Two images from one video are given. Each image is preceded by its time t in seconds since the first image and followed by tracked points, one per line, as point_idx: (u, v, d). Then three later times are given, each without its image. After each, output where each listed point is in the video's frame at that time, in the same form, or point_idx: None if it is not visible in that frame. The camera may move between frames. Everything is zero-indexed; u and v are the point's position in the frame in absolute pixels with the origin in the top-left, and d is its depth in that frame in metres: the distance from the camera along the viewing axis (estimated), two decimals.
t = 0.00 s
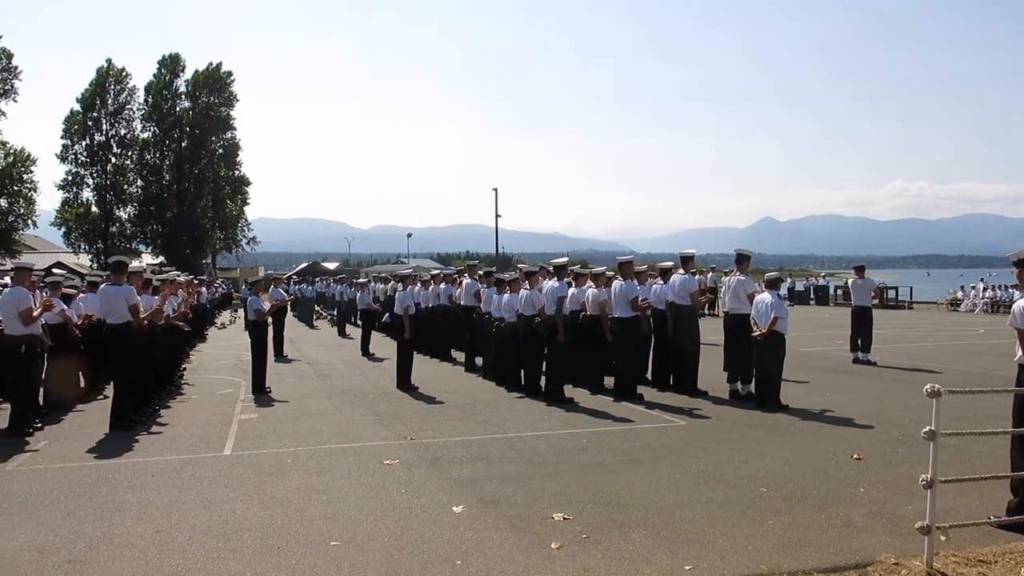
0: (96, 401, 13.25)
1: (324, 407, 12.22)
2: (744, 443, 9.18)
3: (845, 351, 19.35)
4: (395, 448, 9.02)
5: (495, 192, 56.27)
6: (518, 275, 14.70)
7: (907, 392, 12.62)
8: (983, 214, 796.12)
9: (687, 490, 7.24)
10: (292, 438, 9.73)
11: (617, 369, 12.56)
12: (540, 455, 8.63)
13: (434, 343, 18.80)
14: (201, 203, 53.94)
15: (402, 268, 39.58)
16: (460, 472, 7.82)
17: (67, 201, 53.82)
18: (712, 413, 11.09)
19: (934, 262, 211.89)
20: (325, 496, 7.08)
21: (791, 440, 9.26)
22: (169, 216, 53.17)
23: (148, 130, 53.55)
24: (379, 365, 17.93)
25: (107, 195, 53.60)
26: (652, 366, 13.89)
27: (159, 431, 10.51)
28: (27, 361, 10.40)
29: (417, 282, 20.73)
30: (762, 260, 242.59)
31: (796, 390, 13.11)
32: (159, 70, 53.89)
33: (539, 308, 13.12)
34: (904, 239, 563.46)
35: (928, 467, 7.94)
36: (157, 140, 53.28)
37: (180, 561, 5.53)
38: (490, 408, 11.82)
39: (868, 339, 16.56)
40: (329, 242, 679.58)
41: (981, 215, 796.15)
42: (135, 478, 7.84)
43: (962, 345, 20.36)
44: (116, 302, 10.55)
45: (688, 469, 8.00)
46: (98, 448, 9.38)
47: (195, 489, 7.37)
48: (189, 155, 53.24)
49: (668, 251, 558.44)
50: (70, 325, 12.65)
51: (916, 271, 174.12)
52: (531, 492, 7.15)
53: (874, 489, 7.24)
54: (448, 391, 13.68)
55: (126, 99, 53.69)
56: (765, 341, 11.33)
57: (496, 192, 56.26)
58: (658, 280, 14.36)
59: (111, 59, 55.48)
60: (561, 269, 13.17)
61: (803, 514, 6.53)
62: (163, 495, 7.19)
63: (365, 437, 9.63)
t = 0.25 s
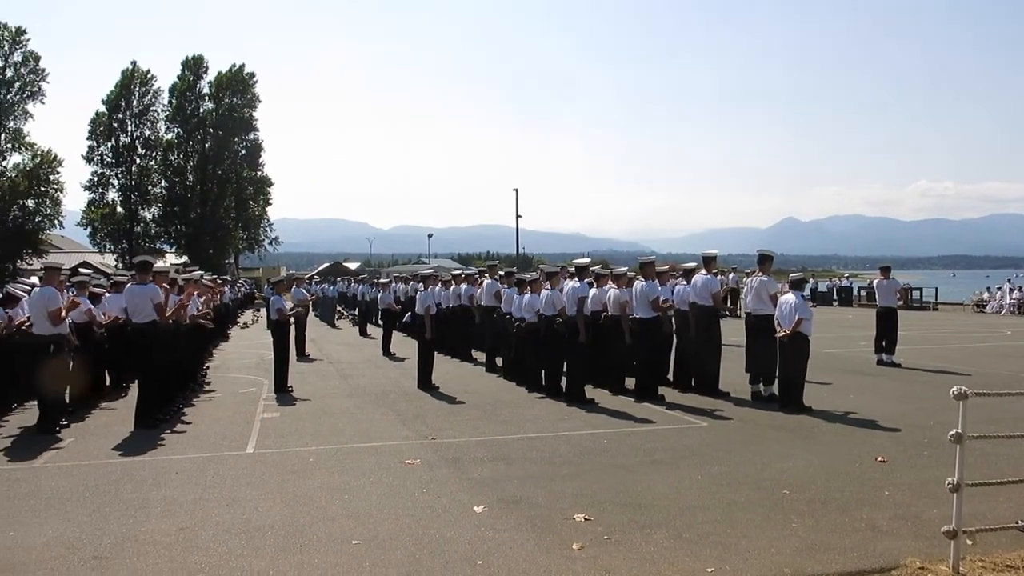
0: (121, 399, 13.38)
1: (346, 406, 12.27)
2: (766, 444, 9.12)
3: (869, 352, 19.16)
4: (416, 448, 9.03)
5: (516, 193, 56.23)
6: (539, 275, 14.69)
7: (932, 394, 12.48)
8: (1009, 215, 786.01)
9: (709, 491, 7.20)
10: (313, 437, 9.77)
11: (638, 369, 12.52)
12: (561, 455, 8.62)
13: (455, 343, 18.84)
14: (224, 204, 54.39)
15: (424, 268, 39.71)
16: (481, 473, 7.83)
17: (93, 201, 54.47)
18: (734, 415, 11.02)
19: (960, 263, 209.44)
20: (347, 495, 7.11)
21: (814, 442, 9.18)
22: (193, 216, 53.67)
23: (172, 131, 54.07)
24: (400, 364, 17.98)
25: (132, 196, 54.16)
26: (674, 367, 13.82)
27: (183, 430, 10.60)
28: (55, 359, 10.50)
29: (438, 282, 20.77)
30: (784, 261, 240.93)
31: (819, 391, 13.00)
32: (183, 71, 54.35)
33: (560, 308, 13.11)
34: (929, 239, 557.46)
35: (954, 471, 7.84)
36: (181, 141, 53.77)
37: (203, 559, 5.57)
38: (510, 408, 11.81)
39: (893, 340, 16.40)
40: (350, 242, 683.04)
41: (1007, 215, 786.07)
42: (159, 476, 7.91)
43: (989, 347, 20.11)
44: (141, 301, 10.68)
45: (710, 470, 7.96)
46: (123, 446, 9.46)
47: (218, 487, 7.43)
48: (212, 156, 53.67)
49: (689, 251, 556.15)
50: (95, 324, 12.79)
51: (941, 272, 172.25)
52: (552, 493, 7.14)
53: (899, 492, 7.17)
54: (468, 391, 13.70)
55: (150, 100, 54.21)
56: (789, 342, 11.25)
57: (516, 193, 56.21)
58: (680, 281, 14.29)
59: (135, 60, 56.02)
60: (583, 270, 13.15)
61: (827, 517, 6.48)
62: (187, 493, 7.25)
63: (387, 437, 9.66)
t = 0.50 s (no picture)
0: (144, 396, 13.51)
1: (366, 405, 12.33)
2: (788, 447, 9.06)
3: (893, 355, 18.96)
4: (436, 447, 9.05)
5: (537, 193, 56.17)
6: (560, 276, 14.68)
7: (958, 399, 12.33)
8: None
9: (731, 494, 7.15)
10: (334, 436, 9.82)
11: (659, 371, 12.48)
12: (581, 456, 8.61)
13: (475, 343, 18.86)
14: (247, 203, 54.82)
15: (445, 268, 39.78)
16: (502, 473, 7.83)
17: (118, 201, 55.07)
18: (756, 417, 10.95)
19: (986, 266, 206.84)
20: (368, 494, 7.14)
21: (837, 445, 9.10)
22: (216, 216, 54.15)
23: (196, 132, 54.55)
24: (420, 364, 18.03)
25: (157, 195, 54.70)
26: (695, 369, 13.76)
27: (206, 427, 10.70)
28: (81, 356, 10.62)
29: (459, 282, 20.80)
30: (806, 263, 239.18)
31: (842, 394, 12.89)
32: (207, 72, 54.79)
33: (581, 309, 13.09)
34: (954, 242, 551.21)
35: (981, 476, 7.74)
36: (204, 141, 54.24)
37: (225, 555, 5.62)
38: (530, 409, 11.81)
39: (918, 343, 16.21)
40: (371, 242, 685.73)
41: None
42: (182, 473, 7.99)
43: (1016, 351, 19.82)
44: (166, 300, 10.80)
45: (731, 473, 7.90)
46: (148, 443, 9.55)
47: (240, 485, 7.49)
48: (235, 156, 54.12)
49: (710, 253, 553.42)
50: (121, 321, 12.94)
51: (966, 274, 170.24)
52: (572, 494, 7.13)
53: (923, 497, 7.09)
54: (488, 391, 13.71)
55: (174, 101, 54.71)
56: (814, 346, 11.16)
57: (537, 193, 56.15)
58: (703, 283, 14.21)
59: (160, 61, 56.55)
60: (604, 271, 13.11)
61: (850, 522, 6.42)
62: (210, 490, 7.32)
63: (407, 436, 9.69)
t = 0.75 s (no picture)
0: (169, 394, 13.63)
1: (387, 405, 12.36)
2: (811, 450, 8.99)
3: (917, 357, 18.75)
4: (457, 447, 9.06)
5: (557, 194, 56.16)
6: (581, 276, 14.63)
7: (984, 401, 12.18)
8: None
9: (754, 497, 7.10)
10: (356, 436, 9.86)
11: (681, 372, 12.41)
12: (603, 457, 8.60)
13: (496, 343, 18.88)
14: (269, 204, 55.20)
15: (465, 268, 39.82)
16: (523, 473, 7.82)
17: (142, 201, 55.60)
18: (779, 419, 10.87)
19: (1012, 267, 204.25)
20: (389, 493, 7.16)
21: (861, 448, 9.01)
22: (238, 216, 54.54)
23: (219, 132, 55.00)
24: (441, 364, 18.05)
25: (180, 196, 55.19)
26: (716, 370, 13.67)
27: (229, 426, 10.77)
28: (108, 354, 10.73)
29: (479, 282, 20.82)
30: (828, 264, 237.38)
31: (865, 397, 12.77)
32: (230, 73, 55.25)
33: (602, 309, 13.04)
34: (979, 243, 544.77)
35: (1009, 480, 7.63)
36: (227, 141, 54.71)
37: (248, 553, 5.65)
38: (551, 409, 11.79)
39: (943, 345, 16.02)
40: (392, 243, 688.09)
41: None
42: (206, 471, 8.05)
43: None
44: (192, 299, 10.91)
45: (754, 475, 7.85)
46: (174, 441, 9.64)
47: (263, 483, 7.54)
48: (258, 157, 54.51)
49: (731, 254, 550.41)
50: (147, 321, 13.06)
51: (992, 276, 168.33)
52: (594, 494, 7.11)
53: (949, 501, 7.01)
54: (510, 392, 13.71)
55: (198, 102, 55.18)
56: (839, 347, 11.06)
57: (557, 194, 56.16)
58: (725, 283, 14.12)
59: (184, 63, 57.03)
60: (625, 270, 13.07)
61: (874, 525, 6.35)
62: (233, 488, 7.37)
63: (428, 436, 9.71)
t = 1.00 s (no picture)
0: (193, 393, 13.75)
1: (409, 404, 12.40)
2: (837, 451, 8.91)
3: (945, 359, 18.52)
4: (479, 447, 9.06)
5: (579, 194, 56.06)
6: (603, 275, 14.59)
7: (1013, 404, 12.02)
8: None
9: (778, 499, 7.05)
10: (379, 435, 9.89)
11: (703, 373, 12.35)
12: (625, 457, 8.57)
13: (518, 343, 18.88)
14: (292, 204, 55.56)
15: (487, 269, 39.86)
16: (546, 473, 7.81)
17: (167, 201, 56.18)
18: (803, 421, 10.79)
19: None
20: (412, 493, 7.18)
21: (888, 451, 8.92)
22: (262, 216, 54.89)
23: (243, 133, 55.48)
24: (464, 364, 18.08)
25: (205, 196, 55.71)
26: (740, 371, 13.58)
27: (253, 424, 10.85)
28: (134, 352, 10.86)
29: (501, 282, 20.83)
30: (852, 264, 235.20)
31: (891, 399, 12.64)
32: (254, 74, 55.71)
33: (624, 310, 12.98)
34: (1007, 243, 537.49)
35: None
36: (251, 142, 55.16)
37: (273, 551, 5.68)
38: (574, 410, 11.77)
39: (971, 347, 15.83)
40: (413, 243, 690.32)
41: None
42: (231, 469, 8.12)
43: None
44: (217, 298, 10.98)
45: (779, 477, 7.80)
46: (199, 439, 9.73)
47: (287, 481, 7.58)
48: (281, 158, 54.83)
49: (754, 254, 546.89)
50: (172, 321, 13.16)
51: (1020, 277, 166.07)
52: (616, 495, 7.09)
53: (978, 504, 6.92)
54: (532, 392, 13.72)
55: (222, 103, 55.66)
56: (864, 347, 10.97)
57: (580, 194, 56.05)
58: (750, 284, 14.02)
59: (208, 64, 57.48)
60: (648, 271, 13.03)
61: (901, 528, 6.28)
62: (257, 486, 7.42)
63: (451, 436, 9.73)
